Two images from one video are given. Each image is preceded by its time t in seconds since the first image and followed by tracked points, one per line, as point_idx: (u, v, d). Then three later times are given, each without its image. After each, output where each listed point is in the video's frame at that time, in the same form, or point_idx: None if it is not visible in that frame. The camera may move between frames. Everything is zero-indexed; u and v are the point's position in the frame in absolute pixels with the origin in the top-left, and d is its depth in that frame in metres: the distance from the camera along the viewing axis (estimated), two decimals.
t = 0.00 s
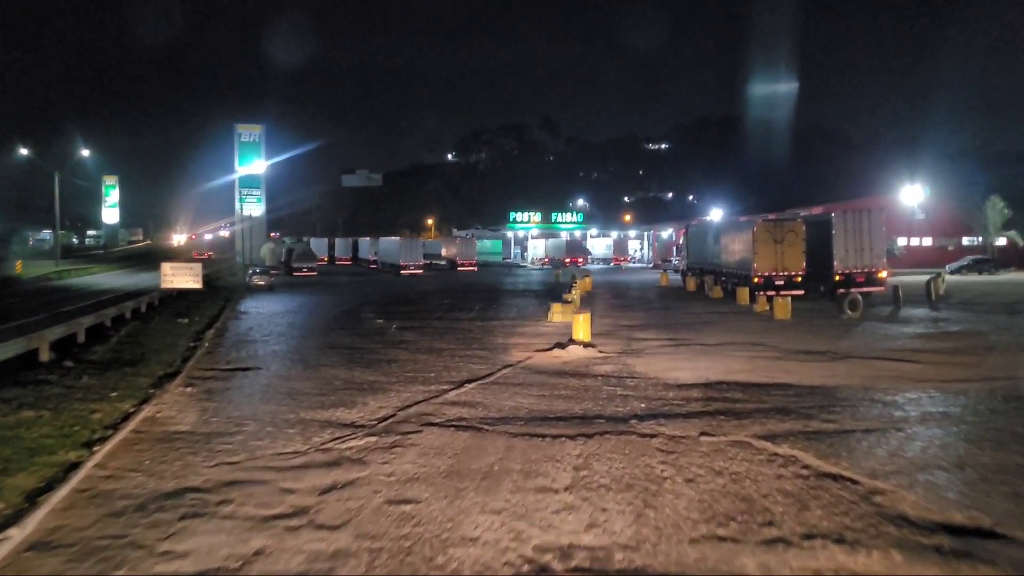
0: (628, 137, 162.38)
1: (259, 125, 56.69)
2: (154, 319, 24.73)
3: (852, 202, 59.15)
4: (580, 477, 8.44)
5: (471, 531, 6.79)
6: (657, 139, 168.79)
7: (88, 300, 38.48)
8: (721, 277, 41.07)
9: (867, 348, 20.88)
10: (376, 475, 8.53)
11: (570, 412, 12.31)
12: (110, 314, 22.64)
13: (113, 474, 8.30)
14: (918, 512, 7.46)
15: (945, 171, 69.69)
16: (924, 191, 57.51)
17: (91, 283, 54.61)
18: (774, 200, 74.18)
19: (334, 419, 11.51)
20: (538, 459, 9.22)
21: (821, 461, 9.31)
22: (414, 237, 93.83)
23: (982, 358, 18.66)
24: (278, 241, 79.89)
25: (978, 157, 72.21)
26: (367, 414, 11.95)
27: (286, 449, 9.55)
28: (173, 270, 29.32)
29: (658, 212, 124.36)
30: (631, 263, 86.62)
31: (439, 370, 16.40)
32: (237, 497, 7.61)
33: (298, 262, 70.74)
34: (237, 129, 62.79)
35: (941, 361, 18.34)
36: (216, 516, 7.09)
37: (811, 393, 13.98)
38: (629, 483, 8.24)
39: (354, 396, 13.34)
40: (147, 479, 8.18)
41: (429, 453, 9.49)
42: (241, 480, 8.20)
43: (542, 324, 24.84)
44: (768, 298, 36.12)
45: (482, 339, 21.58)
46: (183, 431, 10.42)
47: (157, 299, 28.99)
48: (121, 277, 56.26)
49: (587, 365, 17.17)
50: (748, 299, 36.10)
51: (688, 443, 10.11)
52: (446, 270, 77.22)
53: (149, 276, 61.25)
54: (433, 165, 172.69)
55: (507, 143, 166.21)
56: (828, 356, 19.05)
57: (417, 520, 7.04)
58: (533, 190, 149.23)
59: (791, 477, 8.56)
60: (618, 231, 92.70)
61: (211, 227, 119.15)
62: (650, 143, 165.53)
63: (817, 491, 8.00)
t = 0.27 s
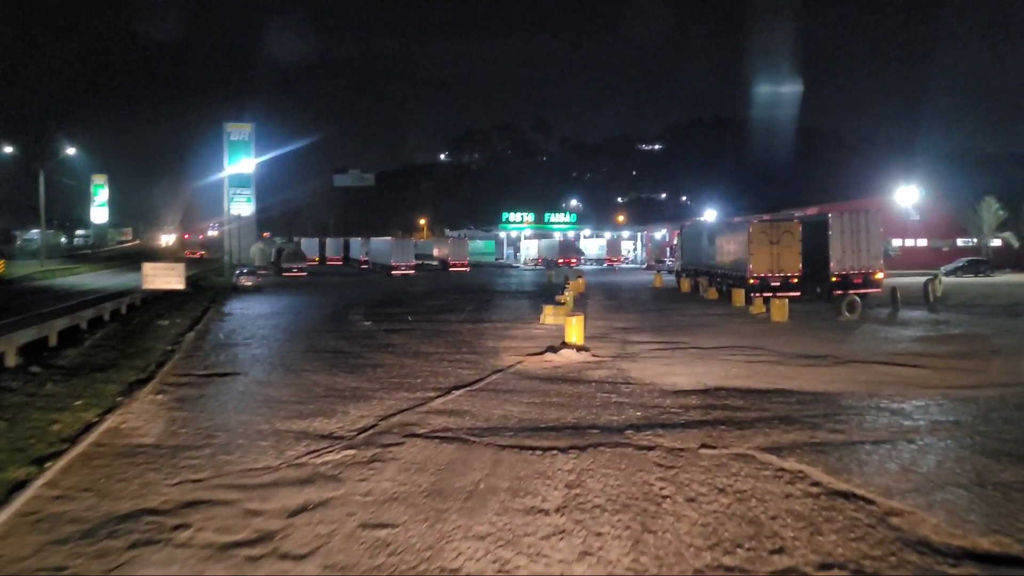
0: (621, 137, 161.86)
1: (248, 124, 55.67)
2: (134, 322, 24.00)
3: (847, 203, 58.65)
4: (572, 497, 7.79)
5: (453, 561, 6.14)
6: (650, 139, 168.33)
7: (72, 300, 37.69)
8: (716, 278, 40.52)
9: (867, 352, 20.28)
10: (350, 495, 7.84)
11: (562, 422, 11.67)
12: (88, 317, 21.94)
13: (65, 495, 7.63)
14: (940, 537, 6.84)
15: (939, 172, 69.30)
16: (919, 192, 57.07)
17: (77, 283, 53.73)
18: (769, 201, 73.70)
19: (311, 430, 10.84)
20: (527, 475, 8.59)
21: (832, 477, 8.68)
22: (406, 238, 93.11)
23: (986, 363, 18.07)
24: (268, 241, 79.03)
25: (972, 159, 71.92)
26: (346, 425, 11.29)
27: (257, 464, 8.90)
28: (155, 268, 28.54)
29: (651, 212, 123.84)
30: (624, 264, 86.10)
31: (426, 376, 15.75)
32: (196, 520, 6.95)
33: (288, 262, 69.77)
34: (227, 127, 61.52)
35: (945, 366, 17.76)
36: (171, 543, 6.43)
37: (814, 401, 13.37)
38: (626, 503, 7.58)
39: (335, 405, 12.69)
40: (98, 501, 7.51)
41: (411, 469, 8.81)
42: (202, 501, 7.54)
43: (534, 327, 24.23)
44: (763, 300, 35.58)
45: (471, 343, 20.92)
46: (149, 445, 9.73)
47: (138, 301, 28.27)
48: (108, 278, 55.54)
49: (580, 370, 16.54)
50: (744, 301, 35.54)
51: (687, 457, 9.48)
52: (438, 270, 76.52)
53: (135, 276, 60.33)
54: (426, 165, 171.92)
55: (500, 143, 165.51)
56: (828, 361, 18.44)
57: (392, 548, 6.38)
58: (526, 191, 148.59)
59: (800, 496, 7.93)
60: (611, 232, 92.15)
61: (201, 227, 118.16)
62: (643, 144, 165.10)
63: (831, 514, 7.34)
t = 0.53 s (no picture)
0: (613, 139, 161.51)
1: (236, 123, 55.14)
2: (112, 326, 23.33)
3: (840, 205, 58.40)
4: (558, 516, 7.24)
5: None
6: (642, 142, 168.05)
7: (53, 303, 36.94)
8: (708, 280, 40.08)
9: (864, 357, 19.81)
10: (318, 515, 7.27)
11: (550, 432, 11.10)
12: (64, 321, 21.30)
13: (9, 517, 7.06)
14: (956, 562, 6.31)
15: (930, 174, 69.09)
16: (912, 194, 56.81)
17: (62, 285, 52.94)
18: (761, 203, 73.46)
19: (284, 442, 10.26)
20: (510, 491, 8.03)
21: (835, 493, 8.15)
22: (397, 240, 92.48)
23: (986, 368, 17.61)
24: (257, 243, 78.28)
25: (963, 161, 71.75)
26: (322, 436, 10.70)
27: (222, 481, 8.33)
28: (136, 270, 27.85)
29: (643, 215, 123.55)
30: (615, 266, 85.71)
31: (410, 383, 15.18)
32: (148, 546, 6.38)
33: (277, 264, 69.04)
34: (215, 128, 61.02)
35: (944, 371, 17.31)
36: (117, 573, 5.86)
37: (813, 409, 12.83)
38: (616, 524, 7.02)
39: (312, 415, 12.10)
40: (43, 524, 6.93)
41: (387, 486, 8.24)
42: (157, 524, 6.96)
43: (524, 331, 23.69)
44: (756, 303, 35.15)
45: (459, 347, 20.35)
46: (110, 459, 9.15)
47: (119, 305, 27.60)
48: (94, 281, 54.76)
49: (570, 376, 15.99)
50: (737, 304, 35.02)
51: (681, 471, 8.93)
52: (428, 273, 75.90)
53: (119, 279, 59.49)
54: (417, 168, 171.29)
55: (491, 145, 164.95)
56: (825, 366, 17.96)
57: None
58: (518, 193, 148.10)
59: (803, 514, 7.39)
60: (603, 234, 91.71)
61: (190, 230, 117.23)
62: (635, 146, 164.81)
63: (837, 537, 6.79)
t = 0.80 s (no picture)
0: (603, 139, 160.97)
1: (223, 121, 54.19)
2: (87, 325, 22.56)
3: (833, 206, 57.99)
4: (547, 541, 6.59)
5: None
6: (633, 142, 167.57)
7: (32, 301, 36.01)
8: (700, 281, 39.50)
9: (863, 361, 19.23)
10: (282, 539, 6.60)
11: (539, 442, 10.44)
12: (35, 321, 20.48)
13: None
14: None
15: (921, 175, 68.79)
16: (905, 196, 56.42)
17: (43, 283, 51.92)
18: (754, 204, 73.06)
19: (254, 453, 9.57)
20: (495, 511, 7.37)
21: (847, 513, 7.53)
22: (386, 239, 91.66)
23: (989, 374, 17.05)
24: (244, 241, 77.33)
25: (954, 162, 71.51)
26: (294, 446, 10.00)
27: (181, 499, 7.65)
28: (114, 268, 26.95)
29: (634, 215, 123.08)
30: (606, 266, 85.16)
31: (392, 388, 14.49)
32: None
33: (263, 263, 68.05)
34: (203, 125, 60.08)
35: (946, 376, 16.74)
36: None
37: (814, 417, 12.22)
38: (611, 551, 6.38)
39: (287, 423, 11.42)
40: None
41: (362, 504, 7.57)
42: (103, 550, 6.30)
43: (513, 332, 23.00)
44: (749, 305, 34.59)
45: (446, 350, 19.65)
46: (63, 473, 8.46)
47: (96, 304, 26.75)
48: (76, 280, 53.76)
49: (560, 381, 15.33)
50: (730, 305, 34.28)
51: (681, 487, 8.28)
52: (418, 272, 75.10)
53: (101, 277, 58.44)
54: (408, 167, 170.35)
55: (482, 145, 164.27)
56: (824, 371, 17.35)
57: None
58: (508, 193, 147.38)
59: (815, 539, 6.76)
60: (594, 234, 91.13)
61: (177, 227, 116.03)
62: (626, 147, 164.28)
63: (854, 565, 6.17)
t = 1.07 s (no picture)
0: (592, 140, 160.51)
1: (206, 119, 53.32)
2: (57, 327, 21.75)
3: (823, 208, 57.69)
4: (532, 572, 5.95)
5: None
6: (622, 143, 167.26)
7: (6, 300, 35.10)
8: (690, 283, 38.97)
9: (859, 366, 18.71)
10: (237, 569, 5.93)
11: (524, 455, 9.80)
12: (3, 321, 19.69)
13: None
14: None
15: (910, 177, 68.65)
16: (895, 198, 56.12)
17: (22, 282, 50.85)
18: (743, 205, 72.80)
19: (218, 468, 8.89)
20: (476, 535, 6.74)
21: (858, 537, 6.92)
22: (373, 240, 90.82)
23: (989, 380, 16.53)
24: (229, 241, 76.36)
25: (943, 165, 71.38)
26: (262, 460, 9.33)
27: (131, 521, 7.00)
28: (89, 267, 26.14)
29: (623, 216, 122.75)
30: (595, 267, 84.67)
31: (372, 394, 13.82)
32: None
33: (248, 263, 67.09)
34: (187, 123, 59.14)
35: (945, 383, 16.21)
36: None
37: (815, 427, 11.61)
38: None
39: (256, 433, 10.73)
40: None
41: (330, 527, 6.92)
42: None
43: (499, 335, 22.34)
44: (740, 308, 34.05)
45: (429, 353, 18.96)
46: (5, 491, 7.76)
47: (70, 304, 25.95)
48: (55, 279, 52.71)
49: (547, 387, 14.69)
50: (719, 308, 33.21)
51: (678, 507, 7.67)
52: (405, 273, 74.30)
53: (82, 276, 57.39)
54: (396, 166, 169.42)
55: (470, 144, 163.50)
56: (819, 376, 16.78)
57: None
58: (497, 193, 146.70)
59: (826, 568, 6.16)
60: (583, 235, 90.61)
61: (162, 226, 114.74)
62: (615, 148, 163.89)
63: None
